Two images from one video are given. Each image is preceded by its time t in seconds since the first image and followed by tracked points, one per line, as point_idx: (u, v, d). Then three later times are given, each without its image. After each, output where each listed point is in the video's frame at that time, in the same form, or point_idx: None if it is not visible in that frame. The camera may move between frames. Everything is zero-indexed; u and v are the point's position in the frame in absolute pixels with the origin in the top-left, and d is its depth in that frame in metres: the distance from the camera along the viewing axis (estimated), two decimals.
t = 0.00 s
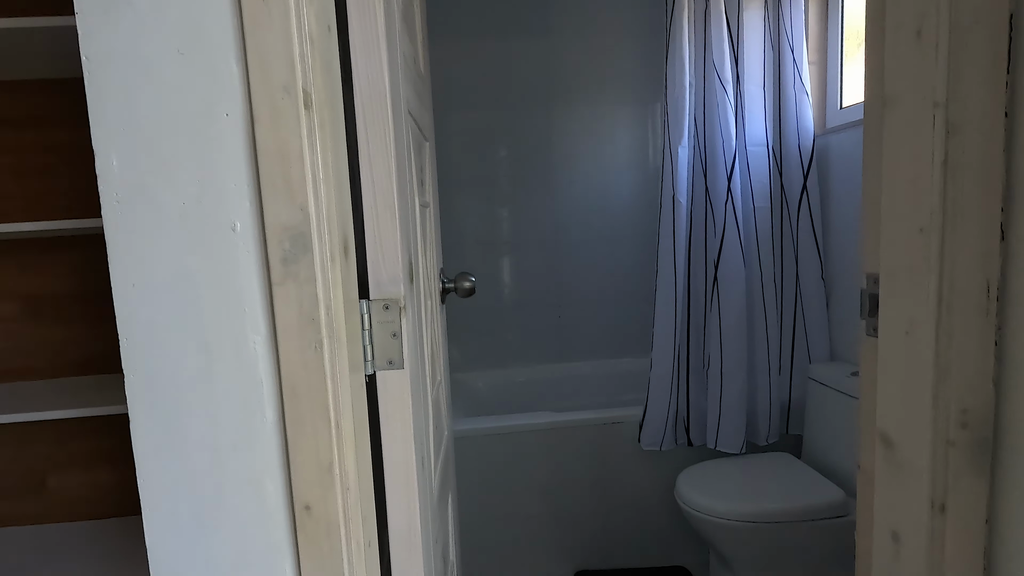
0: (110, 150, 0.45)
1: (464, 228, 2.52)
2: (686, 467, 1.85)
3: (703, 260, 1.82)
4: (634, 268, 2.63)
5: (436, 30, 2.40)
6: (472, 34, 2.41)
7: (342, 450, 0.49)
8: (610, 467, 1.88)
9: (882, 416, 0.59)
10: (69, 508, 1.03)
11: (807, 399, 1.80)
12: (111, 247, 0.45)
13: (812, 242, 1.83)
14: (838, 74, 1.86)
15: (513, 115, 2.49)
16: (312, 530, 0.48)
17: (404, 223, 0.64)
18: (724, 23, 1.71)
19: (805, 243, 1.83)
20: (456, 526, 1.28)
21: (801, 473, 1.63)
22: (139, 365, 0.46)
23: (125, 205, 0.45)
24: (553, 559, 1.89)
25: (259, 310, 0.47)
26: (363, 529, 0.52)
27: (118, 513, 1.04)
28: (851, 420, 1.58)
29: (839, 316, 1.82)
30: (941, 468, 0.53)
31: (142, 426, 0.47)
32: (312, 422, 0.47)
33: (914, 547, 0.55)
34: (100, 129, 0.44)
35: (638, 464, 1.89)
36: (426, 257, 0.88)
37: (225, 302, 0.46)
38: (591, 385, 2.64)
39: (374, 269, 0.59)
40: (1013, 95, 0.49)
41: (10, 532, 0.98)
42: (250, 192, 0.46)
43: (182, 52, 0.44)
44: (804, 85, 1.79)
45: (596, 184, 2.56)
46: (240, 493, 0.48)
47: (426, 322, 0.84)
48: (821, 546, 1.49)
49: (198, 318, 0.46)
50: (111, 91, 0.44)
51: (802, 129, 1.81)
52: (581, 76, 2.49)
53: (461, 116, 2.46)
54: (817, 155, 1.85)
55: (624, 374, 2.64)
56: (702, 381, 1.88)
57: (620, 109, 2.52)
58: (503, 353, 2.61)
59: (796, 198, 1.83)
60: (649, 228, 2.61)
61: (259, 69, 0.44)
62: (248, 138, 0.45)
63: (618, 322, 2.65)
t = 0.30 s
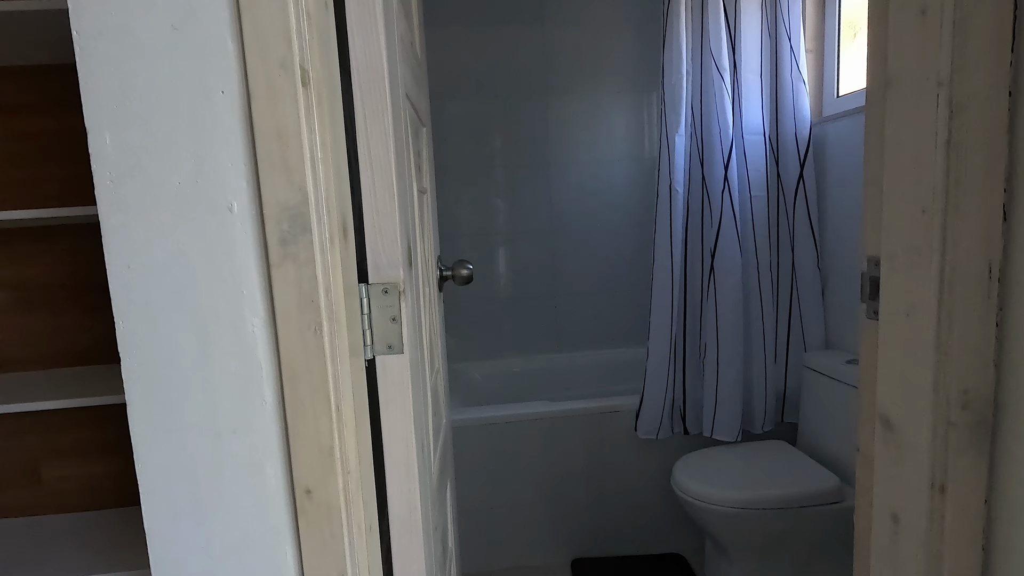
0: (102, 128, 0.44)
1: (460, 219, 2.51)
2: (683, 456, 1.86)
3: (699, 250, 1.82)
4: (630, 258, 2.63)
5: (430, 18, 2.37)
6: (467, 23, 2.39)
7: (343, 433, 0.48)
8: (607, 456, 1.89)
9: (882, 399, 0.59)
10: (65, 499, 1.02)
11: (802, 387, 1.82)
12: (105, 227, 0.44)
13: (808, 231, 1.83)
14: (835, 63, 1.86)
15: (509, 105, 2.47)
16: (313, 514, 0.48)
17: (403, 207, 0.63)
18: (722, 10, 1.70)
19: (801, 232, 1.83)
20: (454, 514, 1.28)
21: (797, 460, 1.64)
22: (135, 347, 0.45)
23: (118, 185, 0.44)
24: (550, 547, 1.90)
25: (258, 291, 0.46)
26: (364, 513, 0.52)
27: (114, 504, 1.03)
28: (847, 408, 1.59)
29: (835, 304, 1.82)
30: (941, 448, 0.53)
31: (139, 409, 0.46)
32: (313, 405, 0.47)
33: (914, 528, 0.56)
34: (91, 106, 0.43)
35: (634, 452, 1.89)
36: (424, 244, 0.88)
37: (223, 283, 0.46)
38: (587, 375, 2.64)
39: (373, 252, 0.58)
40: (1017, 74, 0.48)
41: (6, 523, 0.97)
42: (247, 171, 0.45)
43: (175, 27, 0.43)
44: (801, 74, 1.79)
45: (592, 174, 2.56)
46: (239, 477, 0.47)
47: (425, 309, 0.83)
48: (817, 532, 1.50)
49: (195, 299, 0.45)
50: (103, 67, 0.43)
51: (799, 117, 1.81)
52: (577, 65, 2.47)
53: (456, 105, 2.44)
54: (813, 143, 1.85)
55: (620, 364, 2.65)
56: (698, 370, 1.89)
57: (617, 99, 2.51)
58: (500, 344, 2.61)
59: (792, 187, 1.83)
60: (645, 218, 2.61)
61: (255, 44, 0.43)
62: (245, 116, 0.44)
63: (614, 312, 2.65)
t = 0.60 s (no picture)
0: (105, 116, 0.43)
1: (458, 211, 2.49)
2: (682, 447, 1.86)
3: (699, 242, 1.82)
4: (629, 250, 2.63)
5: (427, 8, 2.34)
6: (464, 13, 2.36)
7: (351, 427, 0.48)
8: (607, 448, 1.89)
9: (891, 390, 0.59)
10: (65, 494, 1.01)
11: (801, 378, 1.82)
12: (108, 217, 0.43)
13: (808, 222, 1.83)
14: (836, 53, 1.85)
15: (506, 96, 2.45)
16: (322, 507, 0.47)
17: (409, 198, 0.62)
18: None
19: (801, 224, 1.83)
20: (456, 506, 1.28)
21: (796, 451, 1.65)
22: (140, 340, 0.45)
23: (121, 175, 0.43)
24: (550, 538, 1.91)
25: (265, 284, 0.45)
26: (373, 507, 0.51)
27: (114, 498, 1.03)
28: (846, 399, 1.59)
29: (834, 296, 1.83)
30: (951, 439, 0.53)
31: (144, 403, 0.45)
32: (321, 398, 0.46)
33: (922, 517, 0.56)
34: (93, 94, 0.42)
35: (634, 444, 1.90)
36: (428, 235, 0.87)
37: (229, 275, 0.45)
38: (585, 368, 2.64)
39: (379, 243, 0.57)
40: None
41: (5, 518, 0.96)
42: (253, 160, 0.44)
43: (178, 11, 0.42)
44: (802, 64, 1.78)
45: (591, 166, 2.55)
46: (248, 472, 0.47)
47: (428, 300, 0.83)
48: (816, 523, 1.51)
49: (201, 291, 0.45)
50: (104, 53, 0.42)
51: (799, 108, 1.80)
52: (576, 56, 2.46)
53: (453, 97, 2.43)
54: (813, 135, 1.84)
55: (619, 357, 2.65)
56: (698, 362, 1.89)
57: (615, 90, 2.50)
58: (498, 336, 2.61)
59: (792, 179, 1.83)
60: (644, 210, 2.60)
61: (261, 29, 0.42)
62: (251, 103, 0.43)
63: (613, 304, 2.65)
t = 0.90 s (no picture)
0: (97, 124, 0.42)
1: (455, 206, 2.48)
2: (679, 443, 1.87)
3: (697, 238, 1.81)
4: (626, 246, 2.63)
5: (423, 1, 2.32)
6: (461, 6, 2.34)
7: (351, 437, 0.48)
8: (604, 444, 1.90)
9: (891, 395, 0.59)
10: (60, 494, 1.01)
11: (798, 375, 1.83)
12: (102, 228, 0.43)
13: (806, 219, 1.83)
14: (835, 48, 1.84)
15: (503, 91, 2.44)
16: (322, 518, 0.47)
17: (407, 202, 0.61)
18: None
19: (799, 221, 1.83)
20: (454, 504, 1.29)
21: (793, 447, 1.66)
22: (137, 352, 0.44)
23: (115, 184, 0.42)
24: (547, 534, 1.92)
25: (262, 294, 0.45)
26: (372, 515, 0.51)
27: (111, 499, 1.02)
28: (843, 396, 1.60)
29: (831, 292, 1.83)
30: (951, 446, 0.53)
31: (141, 415, 0.45)
32: (319, 409, 0.46)
33: (922, 523, 0.56)
34: (85, 102, 0.42)
35: (631, 440, 1.90)
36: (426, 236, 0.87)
37: (226, 286, 0.44)
38: (583, 363, 2.64)
39: (377, 250, 0.57)
40: None
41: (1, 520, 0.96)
42: (249, 169, 0.43)
43: (171, 17, 0.41)
44: (800, 60, 1.77)
45: (588, 161, 2.54)
46: (246, 483, 0.46)
47: (427, 302, 0.82)
48: (812, 519, 1.52)
49: (198, 302, 0.44)
50: (96, 60, 0.41)
51: (798, 104, 1.80)
52: (573, 51, 2.44)
53: (450, 91, 2.41)
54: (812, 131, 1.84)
55: (616, 353, 2.65)
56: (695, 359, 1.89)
57: (613, 85, 2.49)
58: (495, 332, 2.61)
59: (791, 175, 1.83)
60: (642, 206, 2.60)
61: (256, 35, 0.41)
62: (246, 110, 0.43)
63: (610, 300, 2.65)
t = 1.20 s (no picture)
0: (72, 120, 0.40)
1: (451, 201, 2.46)
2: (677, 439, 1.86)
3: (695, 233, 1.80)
4: (623, 240, 2.61)
5: None
6: None
7: (341, 443, 0.46)
8: (601, 440, 1.89)
9: (895, 397, 0.57)
10: (49, 494, 0.99)
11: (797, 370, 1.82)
12: (78, 228, 0.41)
13: (805, 213, 1.82)
14: (835, 40, 1.82)
15: (500, 83, 2.41)
16: (311, 528, 0.46)
17: (399, 200, 0.60)
18: None
19: (798, 215, 1.82)
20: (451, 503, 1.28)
21: (791, 442, 1.65)
22: (116, 358, 0.42)
23: (92, 182, 0.41)
24: (545, 530, 1.92)
25: (247, 297, 0.43)
26: (364, 523, 0.50)
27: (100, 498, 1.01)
28: (841, 392, 1.59)
29: (829, 287, 1.82)
30: (958, 449, 0.52)
31: (122, 422, 0.43)
32: (307, 416, 0.44)
33: (926, 528, 0.55)
34: (59, 96, 0.40)
35: (629, 436, 1.90)
36: (420, 236, 0.85)
37: (209, 289, 0.42)
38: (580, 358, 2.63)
39: (369, 249, 0.55)
40: None
41: None
42: (232, 167, 0.41)
43: (148, 6, 0.39)
44: (800, 53, 1.75)
45: (586, 155, 2.52)
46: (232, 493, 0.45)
47: (421, 300, 0.81)
48: (810, 515, 1.52)
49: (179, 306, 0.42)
50: (68, 51, 0.39)
51: (797, 97, 1.78)
52: (570, 42, 2.41)
53: (445, 83, 2.38)
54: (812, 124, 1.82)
55: (614, 347, 2.64)
56: (693, 354, 1.88)
57: (611, 77, 2.46)
58: (492, 327, 2.59)
59: (790, 169, 1.82)
60: (640, 200, 2.58)
61: (237, 26, 0.39)
62: (228, 105, 0.41)
63: (607, 294, 2.64)
